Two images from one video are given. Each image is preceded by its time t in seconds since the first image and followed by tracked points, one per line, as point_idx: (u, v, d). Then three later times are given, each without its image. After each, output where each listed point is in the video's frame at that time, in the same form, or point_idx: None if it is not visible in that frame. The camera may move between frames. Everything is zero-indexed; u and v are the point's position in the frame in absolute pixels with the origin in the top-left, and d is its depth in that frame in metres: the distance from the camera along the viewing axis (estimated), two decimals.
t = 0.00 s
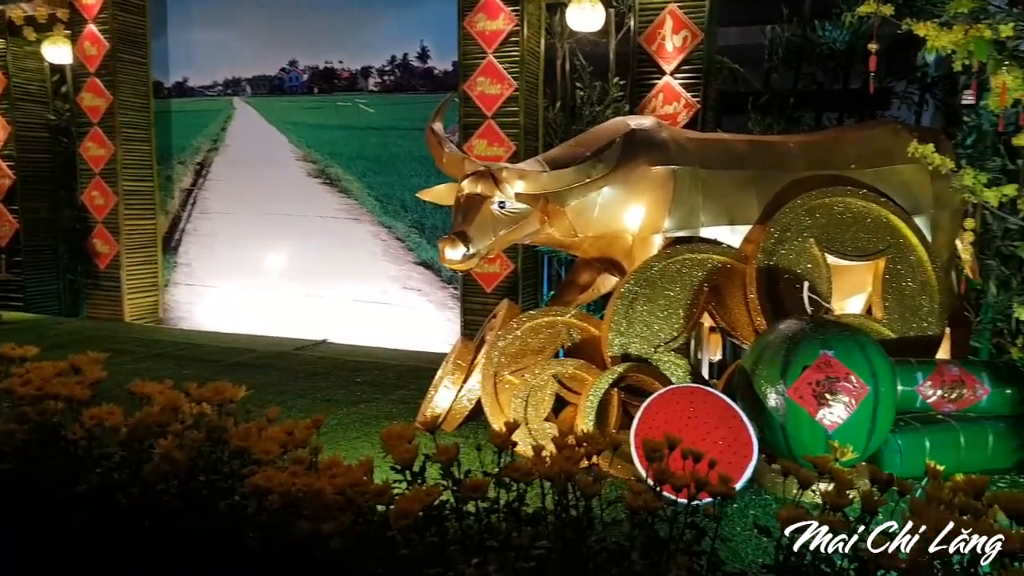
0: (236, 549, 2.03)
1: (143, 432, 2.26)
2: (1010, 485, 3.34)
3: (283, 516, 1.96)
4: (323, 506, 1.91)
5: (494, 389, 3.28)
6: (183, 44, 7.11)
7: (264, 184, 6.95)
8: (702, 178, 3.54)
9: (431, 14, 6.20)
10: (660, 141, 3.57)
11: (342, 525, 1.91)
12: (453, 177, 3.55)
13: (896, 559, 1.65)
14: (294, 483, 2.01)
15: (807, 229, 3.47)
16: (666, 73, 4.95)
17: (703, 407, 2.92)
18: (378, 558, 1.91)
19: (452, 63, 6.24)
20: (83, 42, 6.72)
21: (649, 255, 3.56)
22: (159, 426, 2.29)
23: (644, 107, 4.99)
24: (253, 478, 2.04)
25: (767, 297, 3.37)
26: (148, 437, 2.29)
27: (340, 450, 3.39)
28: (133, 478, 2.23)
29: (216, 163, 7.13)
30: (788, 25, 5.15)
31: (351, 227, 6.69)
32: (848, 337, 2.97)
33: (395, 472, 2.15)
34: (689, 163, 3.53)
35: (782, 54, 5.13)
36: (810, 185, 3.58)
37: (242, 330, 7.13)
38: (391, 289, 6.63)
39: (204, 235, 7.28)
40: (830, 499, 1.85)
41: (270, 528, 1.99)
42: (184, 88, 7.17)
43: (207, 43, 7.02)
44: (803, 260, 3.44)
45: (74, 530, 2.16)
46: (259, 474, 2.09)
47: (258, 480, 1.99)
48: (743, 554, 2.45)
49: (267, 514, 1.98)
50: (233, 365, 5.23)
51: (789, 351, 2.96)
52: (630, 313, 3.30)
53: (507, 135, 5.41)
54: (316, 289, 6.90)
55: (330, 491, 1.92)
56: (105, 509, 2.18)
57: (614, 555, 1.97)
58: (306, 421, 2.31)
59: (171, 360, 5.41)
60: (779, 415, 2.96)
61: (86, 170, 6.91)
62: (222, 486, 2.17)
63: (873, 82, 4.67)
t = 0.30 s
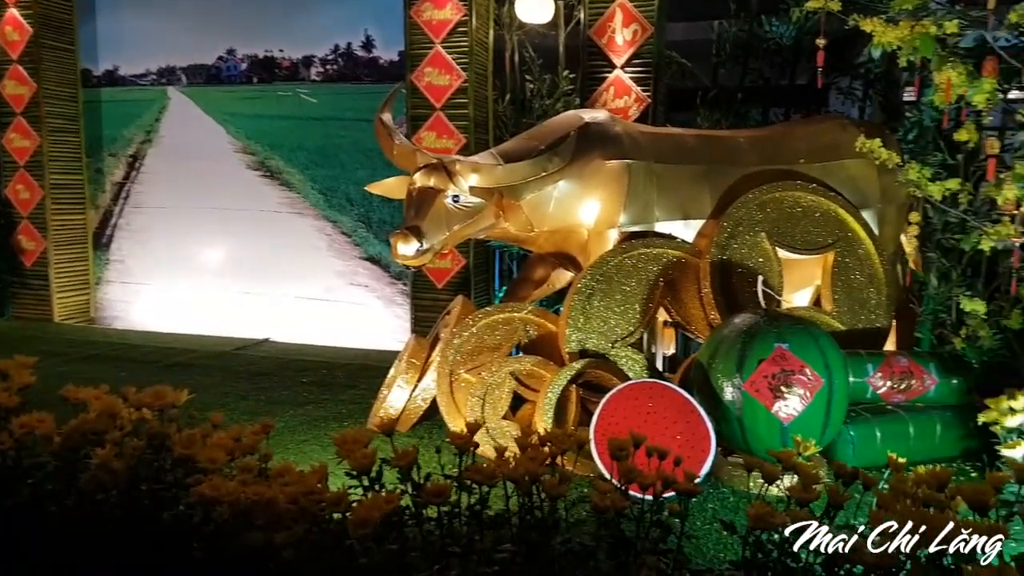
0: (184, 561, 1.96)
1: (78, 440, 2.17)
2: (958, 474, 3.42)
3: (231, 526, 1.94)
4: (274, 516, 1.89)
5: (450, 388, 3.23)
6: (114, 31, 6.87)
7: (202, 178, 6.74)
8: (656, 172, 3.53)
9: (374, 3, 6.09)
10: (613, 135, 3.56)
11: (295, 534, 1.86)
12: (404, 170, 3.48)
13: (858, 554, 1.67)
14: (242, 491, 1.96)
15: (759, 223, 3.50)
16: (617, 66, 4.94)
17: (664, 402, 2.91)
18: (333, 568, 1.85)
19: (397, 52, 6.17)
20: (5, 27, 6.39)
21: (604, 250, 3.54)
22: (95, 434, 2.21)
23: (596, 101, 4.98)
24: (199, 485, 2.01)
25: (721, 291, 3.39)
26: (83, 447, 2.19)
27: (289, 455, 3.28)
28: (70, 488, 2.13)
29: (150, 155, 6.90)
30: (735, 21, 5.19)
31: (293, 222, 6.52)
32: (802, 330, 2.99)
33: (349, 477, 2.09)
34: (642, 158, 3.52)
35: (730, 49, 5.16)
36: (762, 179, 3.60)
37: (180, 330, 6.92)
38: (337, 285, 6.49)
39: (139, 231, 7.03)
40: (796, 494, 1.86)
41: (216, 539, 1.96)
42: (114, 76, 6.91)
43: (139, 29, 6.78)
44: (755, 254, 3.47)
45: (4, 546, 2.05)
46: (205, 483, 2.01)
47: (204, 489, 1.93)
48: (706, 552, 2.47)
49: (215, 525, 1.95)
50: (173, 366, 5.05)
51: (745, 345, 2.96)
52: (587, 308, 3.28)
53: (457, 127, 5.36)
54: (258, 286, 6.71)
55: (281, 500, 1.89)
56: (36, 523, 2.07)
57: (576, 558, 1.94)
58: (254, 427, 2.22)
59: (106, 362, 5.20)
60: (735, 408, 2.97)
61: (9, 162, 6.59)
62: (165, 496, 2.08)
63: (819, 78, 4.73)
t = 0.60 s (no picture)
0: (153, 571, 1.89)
1: (36, 447, 2.08)
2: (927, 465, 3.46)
3: (204, 534, 1.85)
4: (248, 522, 1.81)
5: (424, 386, 3.17)
6: (64, 19, 6.65)
7: (159, 171, 6.55)
8: (629, 167, 3.51)
9: None
10: (586, 128, 3.52)
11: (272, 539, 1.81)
12: (373, 163, 3.39)
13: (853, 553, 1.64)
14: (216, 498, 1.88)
15: (731, 219, 3.50)
16: (586, 59, 4.90)
17: (642, 399, 2.90)
18: None
19: (361, 44, 6.00)
20: None
21: (577, 246, 3.51)
22: (55, 440, 2.12)
23: (565, 95, 4.95)
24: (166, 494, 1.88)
25: (695, 287, 3.37)
26: (42, 453, 2.10)
27: (258, 457, 3.20)
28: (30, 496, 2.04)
29: (104, 148, 6.68)
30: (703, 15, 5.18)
31: (254, 216, 6.37)
32: (777, 325, 2.98)
33: (324, 481, 2.03)
34: (616, 152, 3.49)
35: (697, 43, 5.16)
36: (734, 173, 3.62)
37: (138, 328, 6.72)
38: (301, 281, 6.36)
39: (93, 226, 6.81)
40: (783, 492, 1.84)
41: (187, 547, 1.88)
42: (65, 66, 6.70)
43: (92, 17, 6.58)
44: (728, 249, 3.47)
45: None
46: (173, 491, 1.93)
47: (174, 497, 1.82)
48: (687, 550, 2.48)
49: (186, 534, 1.86)
50: (132, 366, 4.91)
51: (721, 340, 2.95)
52: (563, 304, 3.24)
53: (423, 120, 5.29)
54: (219, 283, 6.55)
55: (256, 506, 1.81)
56: None
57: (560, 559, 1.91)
58: (223, 430, 2.14)
59: (62, 362, 5.04)
60: (712, 403, 2.96)
61: None
62: (131, 504, 1.99)
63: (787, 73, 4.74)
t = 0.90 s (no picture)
0: None
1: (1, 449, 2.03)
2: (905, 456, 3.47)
3: (181, 539, 1.78)
4: (225, 526, 1.75)
5: (401, 383, 3.11)
6: (25, 7, 6.51)
7: (124, 164, 6.38)
8: (608, 159, 3.47)
9: None
10: (564, 120, 3.47)
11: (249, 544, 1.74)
12: (348, 155, 3.31)
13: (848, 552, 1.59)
14: (192, 501, 1.81)
15: (710, 211, 3.48)
16: (561, 50, 4.84)
17: (625, 394, 2.85)
18: None
19: (331, 33, 5.91)
20: None
21: (556, 239, 3.45)
22: (22, 442, 2.06)
23: (540, 86, 4.89)
24: (140, 497, 1.83)
25: (674, 279, 3.34)
26: (9, 456, 2.06)
27: (231, 457, 3.12)
28: None
29: (66, 140, 6.50)
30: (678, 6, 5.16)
31: (222, 209, 6.24)
32: (759, 318, 2.95)
33: (303, 482, 1.97)
34: (594, 144, 3.44)
35: (672, 35, 5.13)
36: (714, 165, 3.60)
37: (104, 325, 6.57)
38: (271, 275, 6.23)
39: (55, 220, 6.62)
40: (774, 489, 1.80)
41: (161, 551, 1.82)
42: (25, 55, 6.55)
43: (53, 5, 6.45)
44: (706, 242, 3.45)
45: None
46: (146, 494, 1.85)
47: (148, 500, 1.78)
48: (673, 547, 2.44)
49: (160, 539, 1.79)
50: (98, 363, 4.79)
51: (702, 334, 2.91)
52: (542, 298, 3.19)
53: (395, 111, 5.20)
54: (187, 277, 6.41)
55: (233, 509, 1.75)
56: None
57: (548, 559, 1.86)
58: (197, 430, 2.07)
59: (24, 359, 4.89)
60: (694, 397, 2.92)
61: None
62: (103, 507, 1.92)
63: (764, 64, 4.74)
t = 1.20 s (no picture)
0: None
1: None
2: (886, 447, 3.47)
3: (154, 544, 1.70)
4: (200, 530, 1.68)
5: (381, 377, 3.04)
6: None
7: (91, 153, 6.20)
8: (589, 148, 3.41)
9: None
10: (545, 108, 3.41)
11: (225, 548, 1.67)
12: (323, 144, 3.23)
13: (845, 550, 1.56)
14: (165, 504, 1.74)
15: (692, 202, 3.44)
16: (540, 37, 4.77)
17: (607, 387, 2.81)
18: None
19: (304, 19, 5.81)
20: None
21: (538, 229, 3.38)
22: None
23: (519, 73, 4.81)
24: (110, 500, 1.76)
25: (657, 271, 3.29)
26: None
27: (205, 455, 3.03)
28: None
29: (31, 128, 6.31)
30: None
31: (193, 199, 6.10)
32: (743, 310, 2.91)
33: (281, 483, 1.90)
34: (575, 133, 3.39)
35: (652, 23, 5.09)
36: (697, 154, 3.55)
37: (74, 319, 6.41)
38: (244, 267, 6.10)
39: (21, 212, 6.43)
40: (767, 485, 1.75)
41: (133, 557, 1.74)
42: None
43: None
44: (689, 232, 3.41)
45: None
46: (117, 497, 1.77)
47: (119, 503, 1.70)
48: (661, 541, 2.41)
49: (132, 544, 1.71)
50: (66, 358, 4.66)
51: (686, 326, 2.86)
52: (524, 291, 3.14)
53: (371, 99, 5.10)
54: (158, 270, 6.27)
55: (209, 512, 1.68)
56: None
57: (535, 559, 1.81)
58: (170, 429, 1.99)
59: None
60: (678, 390, 2.87)
61: None
62: (72, 510, 1.84)
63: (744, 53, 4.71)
